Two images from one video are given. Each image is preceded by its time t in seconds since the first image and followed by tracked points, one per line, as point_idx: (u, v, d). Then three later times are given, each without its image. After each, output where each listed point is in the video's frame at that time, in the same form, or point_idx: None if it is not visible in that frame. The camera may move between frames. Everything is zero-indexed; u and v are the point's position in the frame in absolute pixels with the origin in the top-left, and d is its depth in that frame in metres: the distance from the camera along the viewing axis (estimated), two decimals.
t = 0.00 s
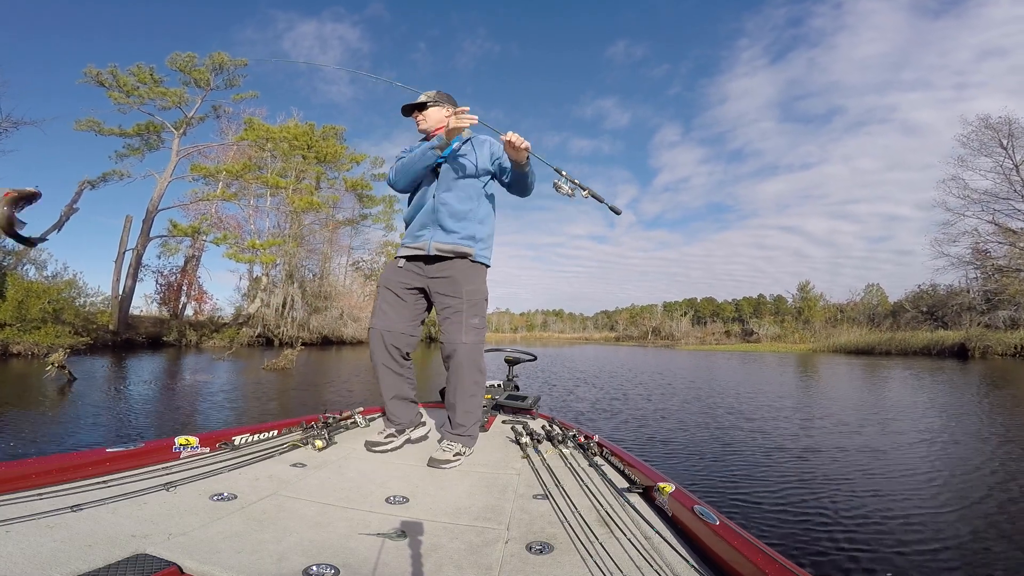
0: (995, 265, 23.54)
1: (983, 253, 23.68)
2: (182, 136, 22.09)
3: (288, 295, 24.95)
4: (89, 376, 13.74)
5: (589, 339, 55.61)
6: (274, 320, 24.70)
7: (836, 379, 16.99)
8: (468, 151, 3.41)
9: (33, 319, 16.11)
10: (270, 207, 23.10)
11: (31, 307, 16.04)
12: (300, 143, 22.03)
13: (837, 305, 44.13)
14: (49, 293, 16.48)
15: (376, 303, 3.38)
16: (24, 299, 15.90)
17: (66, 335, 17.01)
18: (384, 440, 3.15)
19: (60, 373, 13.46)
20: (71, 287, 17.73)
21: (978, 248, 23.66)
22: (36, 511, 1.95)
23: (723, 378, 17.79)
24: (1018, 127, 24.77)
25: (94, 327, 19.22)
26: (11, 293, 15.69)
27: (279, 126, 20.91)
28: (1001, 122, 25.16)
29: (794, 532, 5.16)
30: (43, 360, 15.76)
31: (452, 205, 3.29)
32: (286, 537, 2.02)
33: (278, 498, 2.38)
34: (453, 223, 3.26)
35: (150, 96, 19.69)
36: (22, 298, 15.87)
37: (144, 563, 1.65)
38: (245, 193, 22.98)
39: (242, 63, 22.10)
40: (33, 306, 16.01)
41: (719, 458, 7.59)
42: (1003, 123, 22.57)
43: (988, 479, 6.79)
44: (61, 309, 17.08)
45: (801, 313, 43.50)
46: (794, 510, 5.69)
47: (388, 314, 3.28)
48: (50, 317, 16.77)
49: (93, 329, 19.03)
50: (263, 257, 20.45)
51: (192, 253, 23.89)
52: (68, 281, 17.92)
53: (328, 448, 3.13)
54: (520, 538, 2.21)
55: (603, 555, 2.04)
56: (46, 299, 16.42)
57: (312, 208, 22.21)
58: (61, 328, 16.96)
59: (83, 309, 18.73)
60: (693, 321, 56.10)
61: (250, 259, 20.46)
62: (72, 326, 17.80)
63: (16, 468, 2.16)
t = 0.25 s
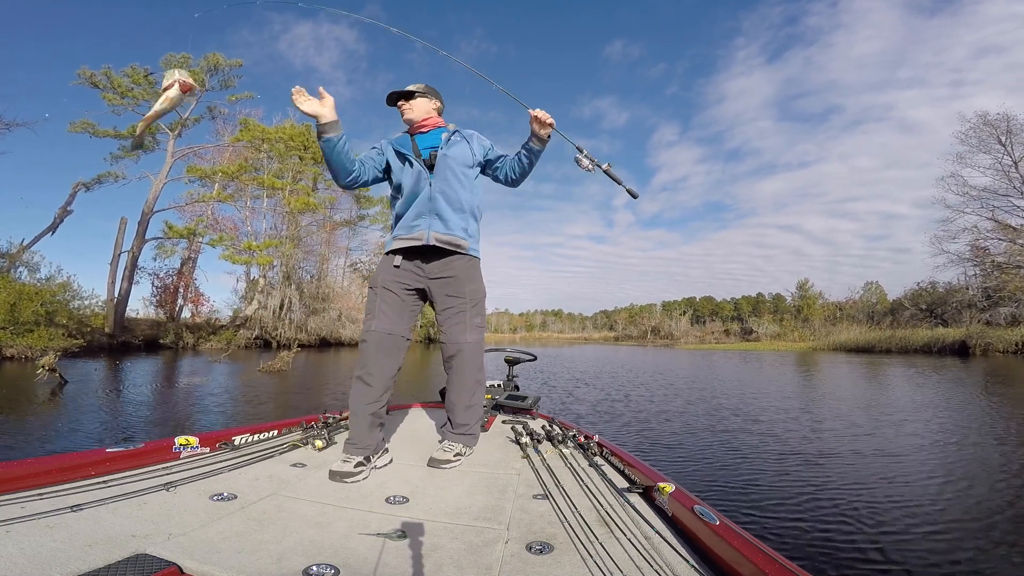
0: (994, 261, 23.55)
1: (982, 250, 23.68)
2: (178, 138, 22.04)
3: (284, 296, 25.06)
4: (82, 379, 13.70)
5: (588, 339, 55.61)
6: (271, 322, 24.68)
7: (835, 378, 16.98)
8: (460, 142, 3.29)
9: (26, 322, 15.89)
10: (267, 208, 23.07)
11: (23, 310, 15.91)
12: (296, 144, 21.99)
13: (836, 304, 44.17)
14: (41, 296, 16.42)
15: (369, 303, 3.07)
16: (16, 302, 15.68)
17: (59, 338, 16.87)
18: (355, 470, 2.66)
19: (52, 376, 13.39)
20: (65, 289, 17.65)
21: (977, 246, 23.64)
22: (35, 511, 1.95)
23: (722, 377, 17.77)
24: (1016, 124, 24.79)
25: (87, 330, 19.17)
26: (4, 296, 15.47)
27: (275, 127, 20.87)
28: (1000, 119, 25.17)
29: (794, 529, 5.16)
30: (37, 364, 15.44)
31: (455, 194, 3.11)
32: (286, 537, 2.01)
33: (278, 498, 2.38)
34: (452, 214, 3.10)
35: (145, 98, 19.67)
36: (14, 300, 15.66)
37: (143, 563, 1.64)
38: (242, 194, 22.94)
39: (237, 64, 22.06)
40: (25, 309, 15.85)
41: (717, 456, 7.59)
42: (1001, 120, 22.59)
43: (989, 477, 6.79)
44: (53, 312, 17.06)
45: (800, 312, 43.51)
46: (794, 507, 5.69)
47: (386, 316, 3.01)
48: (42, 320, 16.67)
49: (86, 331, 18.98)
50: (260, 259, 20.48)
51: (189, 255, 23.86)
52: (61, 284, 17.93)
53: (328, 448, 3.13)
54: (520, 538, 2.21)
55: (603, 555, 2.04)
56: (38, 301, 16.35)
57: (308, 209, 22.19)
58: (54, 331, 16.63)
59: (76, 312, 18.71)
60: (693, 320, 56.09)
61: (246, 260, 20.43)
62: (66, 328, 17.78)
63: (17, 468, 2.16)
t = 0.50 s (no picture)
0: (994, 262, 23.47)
1: (982, 252, 23.60)
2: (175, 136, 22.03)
3: (283, 295, 24.86)
4: (75, 377, 13.58)
5: (588, 339, 55.60)
6: (269, 321, 24.69)
7: (835, 379, 16.97)
8: (443, 134, 3.24)
9: (18, 319, 15.64)
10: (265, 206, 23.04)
11: (16, 308, 15.62)
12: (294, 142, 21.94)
13: (835, 305, 44.14)
14: (34, 293, 16.13)
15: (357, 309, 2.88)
16: (8, 299, 15.43)
17: (52, 335, 16.59)
18: (356, 473, 2.63)
19: (43, 375, 13.31)
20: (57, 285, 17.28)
21: (977, 248, 23.55)
22: (36, 511, 1.95)
23: (721, 378, 17.77)
24: (1017, 126, 24.70)
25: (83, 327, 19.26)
26: None
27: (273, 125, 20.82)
28: (1001, 120, 25.09)
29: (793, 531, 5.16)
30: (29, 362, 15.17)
31: (444, 188, 3.06)
32: (287, 537, 2.02)
33: (279, 498, 2.38)
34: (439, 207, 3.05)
35: (143, 96, 19.65)
36: (7, 298, 15.42)
37: (143, 563, 1.64)
38: (239, 192, 22.90)
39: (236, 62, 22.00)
40: (17, 307, 15.50)
41: (716, 457, 7.58)
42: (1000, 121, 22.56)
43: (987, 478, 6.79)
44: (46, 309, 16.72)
45: (800, 313, 43.48)
46: (792, 509, 5.68)
47: (379, 321, 2.87)
48: (35, 317, 16.45)
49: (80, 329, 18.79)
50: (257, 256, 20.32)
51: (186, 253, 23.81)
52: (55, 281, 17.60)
53: (328, 448, 3.13)
54: (521, 538, 2.21)
55: (603, 555, 2.04)
56: (31, 299, 16.04)
57: (306, 207, 22.15)
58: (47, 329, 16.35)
59: (70, 309, 18.53)
60: (692, 320, 56.11)
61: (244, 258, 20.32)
62: (59, 326, 17.60)
63: (17, 468, 2.16)
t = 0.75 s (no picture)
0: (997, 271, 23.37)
1: (985, 261, 23.51)
2: (179, 129, 22.04)
3: (282, 290, 24.84)
4: (70, 370, 13.52)
5: (587, 341, 55.59)
6: (268, 316, 24.70)
7: (834, 386, 16.94)
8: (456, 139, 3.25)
9: (14, 309, 15.58)
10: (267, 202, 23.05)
11: (12, 298, 15.52)
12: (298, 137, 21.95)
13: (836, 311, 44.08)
14: (30, 284, 16.04)
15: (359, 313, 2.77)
16: (5, 289, 15.37)
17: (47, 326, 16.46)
18: (356, 473, 2.63)
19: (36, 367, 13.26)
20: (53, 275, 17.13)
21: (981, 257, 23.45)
22: (36, 511, 1.94)
23: (720, 382, 17.74)
24: None
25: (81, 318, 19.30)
26: None
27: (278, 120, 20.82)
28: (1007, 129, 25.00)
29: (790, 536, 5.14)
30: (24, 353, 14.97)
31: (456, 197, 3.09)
32: (287, 538, 2.01)
33: (278, 498, 2.38)
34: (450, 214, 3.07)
35: (148, 89, 19.68)
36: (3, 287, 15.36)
37: (144, 563, 1.65)
38: (242, 187, 22.89)
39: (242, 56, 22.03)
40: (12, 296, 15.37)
41: (714, 462, 7.57)
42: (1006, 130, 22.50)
43: (989, 487, 6.76)
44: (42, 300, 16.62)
45: (801, 318, 43.42)
46: (790, 515, 5.67)
47: (380, 326, 2.78)
48: (31, 307, 16.36)
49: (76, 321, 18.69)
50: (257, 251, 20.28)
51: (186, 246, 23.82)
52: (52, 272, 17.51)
53: (328, 448, 3.14)
54: (521, 537, 2.21)
55: (603, 555, 2.04)
56: (28, 289, 15.94)
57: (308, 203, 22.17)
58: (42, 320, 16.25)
59: (66, 300, 18.46)
60: (692, 324, 56.04)
61: (244, 252, 20.29)
62: (55, 318, 17.52)
63: (17, 468, 2.16)
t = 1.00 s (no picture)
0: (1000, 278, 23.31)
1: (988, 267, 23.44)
2: (182, 125, 22.05)
3: (282, 287, 24.85)
4: (67, 365, 13.49)
5: (587, 343, 55.67)
6: (268, 313, 24.74)
7: (834, 390, 16.93)
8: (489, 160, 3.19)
9: (12, 303, 15.63)
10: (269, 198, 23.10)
11: (10, 292, 15.54)
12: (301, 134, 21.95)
13: (838, 316, 44.01)
14: (29, 279, 16.06)
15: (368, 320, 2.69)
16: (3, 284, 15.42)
17: (44, 321, 16.52)
18: (355, 473, 2.64)
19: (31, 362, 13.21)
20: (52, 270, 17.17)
21: (984, 263, 23.41)
22: (36, 511, 1.95)
23: (721, 385, 17.71)
24: None
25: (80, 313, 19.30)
26: None
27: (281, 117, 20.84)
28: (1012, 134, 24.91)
29: (788, 539, 5.14)
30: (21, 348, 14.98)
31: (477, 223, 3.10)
32: (287, 537, 2.01)
33: (278, 498, 2.38)
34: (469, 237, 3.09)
35: (152, 85, 19.70)
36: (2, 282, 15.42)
37: (144, 563, 1.65)
38: (244, 183, 22.89)
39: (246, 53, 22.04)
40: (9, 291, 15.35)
41: (713, 466, 7.56)
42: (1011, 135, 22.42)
43: (990, 493, 6.74)
44: (40, 295, 16.70)
45: (802, 323, 43.36)
46: (789, 520, 5.66)
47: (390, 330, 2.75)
48: (29, 302, 16.33)
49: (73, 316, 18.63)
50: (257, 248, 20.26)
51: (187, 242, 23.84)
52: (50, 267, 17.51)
53: (328, 448, 3.14)
54: (521, 538, 2.20)
55: (603, 555, 2.04)
56: (27, 284, 15.95)
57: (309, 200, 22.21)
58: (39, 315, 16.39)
59: (65, 296, 18.42)
60: (692, 326, 55.95)
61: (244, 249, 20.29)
62: (53, 313, 17.47)
63: (19, 466, 2.16)
